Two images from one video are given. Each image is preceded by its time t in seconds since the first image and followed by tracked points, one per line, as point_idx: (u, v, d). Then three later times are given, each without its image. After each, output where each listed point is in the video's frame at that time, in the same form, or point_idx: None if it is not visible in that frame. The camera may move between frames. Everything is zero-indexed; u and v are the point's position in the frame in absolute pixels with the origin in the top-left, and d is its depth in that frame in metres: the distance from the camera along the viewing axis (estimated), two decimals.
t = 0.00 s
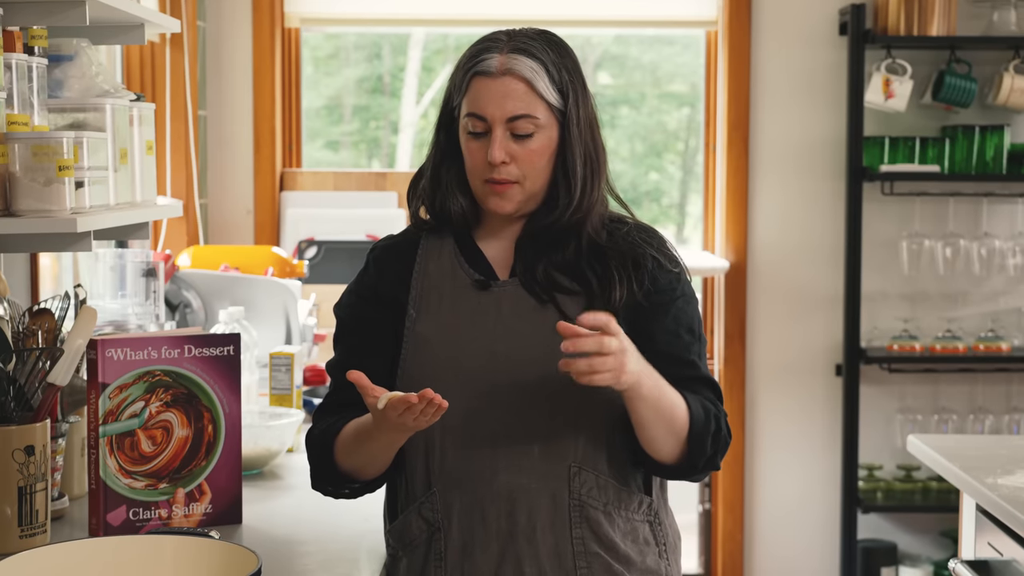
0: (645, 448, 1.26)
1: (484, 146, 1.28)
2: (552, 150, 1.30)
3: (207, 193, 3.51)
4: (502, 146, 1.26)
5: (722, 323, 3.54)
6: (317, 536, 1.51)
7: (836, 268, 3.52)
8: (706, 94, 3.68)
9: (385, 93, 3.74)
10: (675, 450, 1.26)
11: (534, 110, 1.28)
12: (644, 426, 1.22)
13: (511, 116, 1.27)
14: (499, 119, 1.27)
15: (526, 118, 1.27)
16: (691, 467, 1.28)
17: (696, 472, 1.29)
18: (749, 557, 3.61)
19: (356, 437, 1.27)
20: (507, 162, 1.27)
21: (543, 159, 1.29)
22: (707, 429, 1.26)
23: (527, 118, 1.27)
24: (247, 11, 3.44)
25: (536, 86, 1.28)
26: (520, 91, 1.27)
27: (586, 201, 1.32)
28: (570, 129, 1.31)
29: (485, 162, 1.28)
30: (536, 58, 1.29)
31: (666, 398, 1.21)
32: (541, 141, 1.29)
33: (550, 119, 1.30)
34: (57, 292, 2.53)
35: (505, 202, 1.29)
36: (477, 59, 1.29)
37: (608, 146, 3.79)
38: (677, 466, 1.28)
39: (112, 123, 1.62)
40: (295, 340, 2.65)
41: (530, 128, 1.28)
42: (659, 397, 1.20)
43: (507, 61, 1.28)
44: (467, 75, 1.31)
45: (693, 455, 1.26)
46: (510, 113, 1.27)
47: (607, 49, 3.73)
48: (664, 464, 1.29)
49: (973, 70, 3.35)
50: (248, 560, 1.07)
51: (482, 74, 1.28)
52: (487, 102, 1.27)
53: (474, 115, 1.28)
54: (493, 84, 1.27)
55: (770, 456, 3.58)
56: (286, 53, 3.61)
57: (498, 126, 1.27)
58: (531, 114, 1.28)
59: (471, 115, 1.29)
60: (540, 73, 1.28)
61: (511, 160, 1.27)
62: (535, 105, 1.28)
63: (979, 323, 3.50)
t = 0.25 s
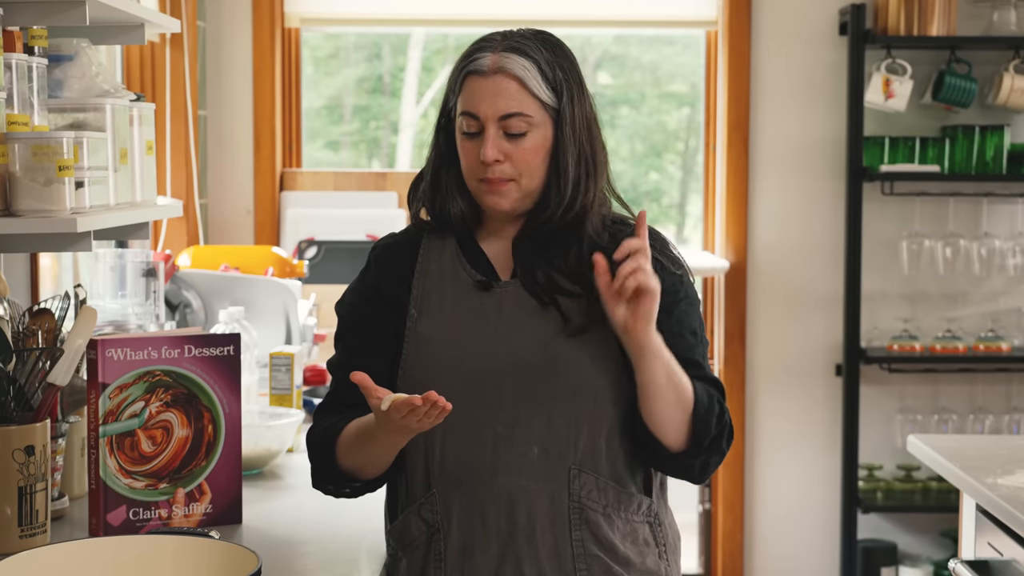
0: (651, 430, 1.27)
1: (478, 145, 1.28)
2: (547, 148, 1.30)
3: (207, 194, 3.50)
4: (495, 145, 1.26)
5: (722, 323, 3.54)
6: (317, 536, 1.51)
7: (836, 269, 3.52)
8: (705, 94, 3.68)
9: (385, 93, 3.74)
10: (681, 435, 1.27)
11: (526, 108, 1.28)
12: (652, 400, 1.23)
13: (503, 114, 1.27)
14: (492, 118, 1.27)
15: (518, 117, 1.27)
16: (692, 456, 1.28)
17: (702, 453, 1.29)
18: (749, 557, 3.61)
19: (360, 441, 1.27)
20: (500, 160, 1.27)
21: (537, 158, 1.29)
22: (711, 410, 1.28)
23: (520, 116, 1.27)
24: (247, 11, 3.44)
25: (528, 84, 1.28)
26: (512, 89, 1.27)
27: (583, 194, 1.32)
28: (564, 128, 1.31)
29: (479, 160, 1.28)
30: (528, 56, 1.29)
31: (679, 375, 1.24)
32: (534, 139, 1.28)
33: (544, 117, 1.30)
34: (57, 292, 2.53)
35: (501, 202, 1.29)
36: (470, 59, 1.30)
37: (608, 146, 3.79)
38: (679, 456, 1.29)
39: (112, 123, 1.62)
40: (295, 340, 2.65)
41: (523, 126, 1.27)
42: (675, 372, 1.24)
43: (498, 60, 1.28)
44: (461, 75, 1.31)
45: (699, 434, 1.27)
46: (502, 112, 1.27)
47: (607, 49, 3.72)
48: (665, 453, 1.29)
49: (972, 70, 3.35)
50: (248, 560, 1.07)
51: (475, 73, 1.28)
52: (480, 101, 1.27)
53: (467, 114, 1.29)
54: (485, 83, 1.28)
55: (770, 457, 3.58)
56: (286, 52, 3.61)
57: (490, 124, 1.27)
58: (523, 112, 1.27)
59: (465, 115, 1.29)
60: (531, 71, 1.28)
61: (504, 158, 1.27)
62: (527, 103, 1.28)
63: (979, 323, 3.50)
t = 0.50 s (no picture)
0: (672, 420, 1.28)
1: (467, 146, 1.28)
2: (537, 145, 1.30)
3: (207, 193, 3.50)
4: (483, 144, 1.26)
5: (722, 323, 3.54)
6: (317, 537, 1.51)
7: (836, 269, 3.52)
8: (706, 94, 3.68)
9: (385, 93, 3.73)
10: (703, 426, 1.29)
11: (513, 106, 1.28)
12: (674, 377, 1.25)
13: (490, 113, 1.27)
14: (480, 117, 1.27)
15: (505, 115, 1.27)
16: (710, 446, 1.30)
17: (722, 441, 1.30)
18: (749, 557, 3.61)
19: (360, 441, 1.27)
20: (491, 159, 1.27)
21: (528, 155, 1.29)
22: (730, 401, 1.30)
23: (507, 114, 1.27)
24: (247, 11, 3.44)
25: (513, 81, 1.28)
26: (497, 88, 1.28)
27: (579, 195, 1.33)
28: (552, 123, 1.31)
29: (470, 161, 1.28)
30: (511, 53, 1.29)
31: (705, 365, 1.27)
32: (523, 136, 1.28)
33: (532, 114, 1.30)
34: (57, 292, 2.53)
35: (494, 202, 1.29)
36: (455, 61, 1.30)
37: (607, 146, 3.78)
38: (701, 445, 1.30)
39: (112, 123, 1.62)
40: (295, 340, 2.65)
41: (511, 124, 1.28)
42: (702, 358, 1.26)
43: (481, 60, 1.28)
44: (448, 78, 1.32)
45: (720, 424, 1.29)
46: (489, 110, 1.27)
47: (607, 49, 3.71)
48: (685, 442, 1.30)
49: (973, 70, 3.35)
50: (248, 560, 1.07)
51: (459, 74, 1.28)
52: (466, 102, 1.28)
53: (454, 116, 1.29)
54: (470, 83, 1.28)
55: (771, 457, 3.58)
56: (286, 52, 3.60)
57: (478, 124, 1.27)
58: (510, 110, 1.28)
59: (453, 117, 1.29)
60: (514, 68, 1.28)
61: (495, 156, 1.27)
62: (514, 101, 1.28)
63: (979, 323, 3.50)
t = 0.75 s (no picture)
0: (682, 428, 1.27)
1: (470, 151, 1.28)
2: (538, 149, 1.30)
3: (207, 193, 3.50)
4: (486, 149, 1.26)
5: (722, 324, 3.54)
6: (316, 537, 1.51)
7: (836, 269, 3.52)
8: (706, 94, 3.68)
9: (385, 93, 3.72)
10: (711, 432, 1.28)
11: (515, 111, 1.28)
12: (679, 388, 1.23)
13: (493, 119, 1.27)
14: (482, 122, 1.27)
15: (508, 121, 1.27)
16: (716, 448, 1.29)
17: (731, 447, 1.29)
18: (749, 558, 3.61)
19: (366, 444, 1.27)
20: (494, 165, 1.27)
21: (528, 160, 1.29)
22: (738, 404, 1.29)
23: (509, 119, 1.27)
24: (247, 11, 3.44)
25: (515, 86, 1.28)
26: (499, 93, 1.27)
27: (578, 196, 1.33)
28: (554, 127, 1.31)
29: (472, 167, 1.28)
30: (513, 58, 1.29)
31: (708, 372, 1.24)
32: (525, 142, 1.28)
33: (534, 119, 1.30)
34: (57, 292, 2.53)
35: (494, 205, 1.29)
36: (456, 65, 1.30)
37: (607, 146, 3.78)
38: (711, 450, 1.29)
39: (112, 123, 1.62)
40: (295, 340, 2.65)
41: (513, 129, 1.28)
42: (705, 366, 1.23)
43: (483, 65, 1.28)
44: (448, 81, 1.31)
45: (728, 432, 1.28)
46: (491, 116, 1.27)
47: (607, 49, 3.71)
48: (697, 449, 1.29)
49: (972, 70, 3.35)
50: (248, 560, 1.07)
51: (461, 80, 1.28)
52: (468, 107, 1.27)
53: (457, 121, 1.29)
54: (472, 89, 1.28)
55: (771, 457, 3.58)
56: (286, 52, 3.60)
57: (481, 130, 1.27)
58: (512, 115, 1.27)
59: (455, 122, 1.29)
60: (516, 73, 1.28)
61: (498, 162, 1.27)
62: (516, 106, 1.28)
63: (979, 323, 3.50)
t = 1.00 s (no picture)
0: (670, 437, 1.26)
1: (473, 155, 1.28)
2: (542, 153, 1.30)
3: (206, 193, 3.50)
4: (490, 154, 1.26)
5: (722, 323, 3.54)
6: (316, 537, 1.51)
7: (836, 268, 3.52)
8: (706, 94, 3.67)
9: (385, 93, 3.71)
10: (700, 441, 1.27)
11: (518, 115, 1.28)
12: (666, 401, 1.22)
13: (496, 124, 1.27)
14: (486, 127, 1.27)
15: (512, 125, 1.27)
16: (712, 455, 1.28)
17: (722, 456, 1.28)
18: (749, 557, 3.61)
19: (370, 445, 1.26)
20: (497, 170, 1.27)
21: (534, 164, 1.29)
22: (730, 413, 1.27)
23: (513, 124, 1.27)
24: (247, 11, 3.44)
25: (519, 91, 1.28)
26: (503, 98, 1.27)
27: (580, 199, 1.33)
28: (557, 131, 1.31)
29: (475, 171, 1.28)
30: (517, 62, 1.29)
31: (698, 382, 1.23)
32: (529, 146, 1.29)
33: (537, 122, 1.30)
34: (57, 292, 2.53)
35: (499, 209, 1.30)
36: (460, 69, 1.30)
37: (607, 146, 3.77)
38: (700, 460, 1.28)
39: (112, 123, 1.62)
40: (295, 340, 2.66)
41: (517, 133, 1.28)
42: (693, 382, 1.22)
43: (487, 70, 1.28)
44: (451, 85, 1.31)
45: (719, 440, 1.27)
46: (494, 121, 1.27)
47: (607, 49, 3.70)
48: (686, 458, 1.28)
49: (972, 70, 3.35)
50: (248, 560, 1.07)
51: (465, 84, 1.28)
52: (472, 112, 1.27)
53: (460, 125, 1.29)
54: (476, 94, 1.28)
55: (772, 457, 3.58)
56: (285, 52, 3.59)
57: (484, 134, 1.27)
58: (516, 120, 1.27)
59: (458, 126, 1.29)
60: (520, 78, 1.28)
61: (501, 167, 1.27)
62: (519, 110, 1.28)
63: (979, 323, 3.49)
